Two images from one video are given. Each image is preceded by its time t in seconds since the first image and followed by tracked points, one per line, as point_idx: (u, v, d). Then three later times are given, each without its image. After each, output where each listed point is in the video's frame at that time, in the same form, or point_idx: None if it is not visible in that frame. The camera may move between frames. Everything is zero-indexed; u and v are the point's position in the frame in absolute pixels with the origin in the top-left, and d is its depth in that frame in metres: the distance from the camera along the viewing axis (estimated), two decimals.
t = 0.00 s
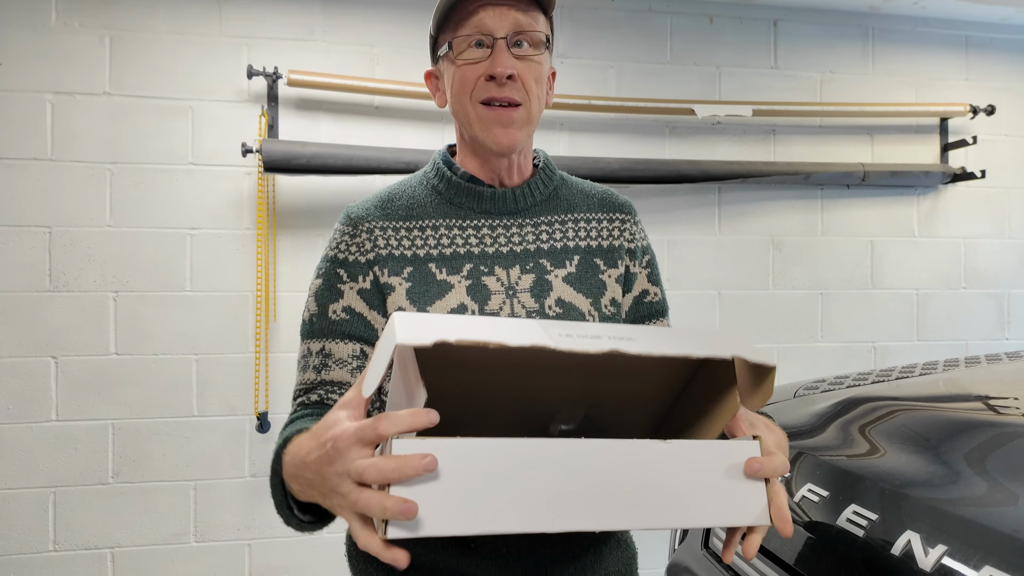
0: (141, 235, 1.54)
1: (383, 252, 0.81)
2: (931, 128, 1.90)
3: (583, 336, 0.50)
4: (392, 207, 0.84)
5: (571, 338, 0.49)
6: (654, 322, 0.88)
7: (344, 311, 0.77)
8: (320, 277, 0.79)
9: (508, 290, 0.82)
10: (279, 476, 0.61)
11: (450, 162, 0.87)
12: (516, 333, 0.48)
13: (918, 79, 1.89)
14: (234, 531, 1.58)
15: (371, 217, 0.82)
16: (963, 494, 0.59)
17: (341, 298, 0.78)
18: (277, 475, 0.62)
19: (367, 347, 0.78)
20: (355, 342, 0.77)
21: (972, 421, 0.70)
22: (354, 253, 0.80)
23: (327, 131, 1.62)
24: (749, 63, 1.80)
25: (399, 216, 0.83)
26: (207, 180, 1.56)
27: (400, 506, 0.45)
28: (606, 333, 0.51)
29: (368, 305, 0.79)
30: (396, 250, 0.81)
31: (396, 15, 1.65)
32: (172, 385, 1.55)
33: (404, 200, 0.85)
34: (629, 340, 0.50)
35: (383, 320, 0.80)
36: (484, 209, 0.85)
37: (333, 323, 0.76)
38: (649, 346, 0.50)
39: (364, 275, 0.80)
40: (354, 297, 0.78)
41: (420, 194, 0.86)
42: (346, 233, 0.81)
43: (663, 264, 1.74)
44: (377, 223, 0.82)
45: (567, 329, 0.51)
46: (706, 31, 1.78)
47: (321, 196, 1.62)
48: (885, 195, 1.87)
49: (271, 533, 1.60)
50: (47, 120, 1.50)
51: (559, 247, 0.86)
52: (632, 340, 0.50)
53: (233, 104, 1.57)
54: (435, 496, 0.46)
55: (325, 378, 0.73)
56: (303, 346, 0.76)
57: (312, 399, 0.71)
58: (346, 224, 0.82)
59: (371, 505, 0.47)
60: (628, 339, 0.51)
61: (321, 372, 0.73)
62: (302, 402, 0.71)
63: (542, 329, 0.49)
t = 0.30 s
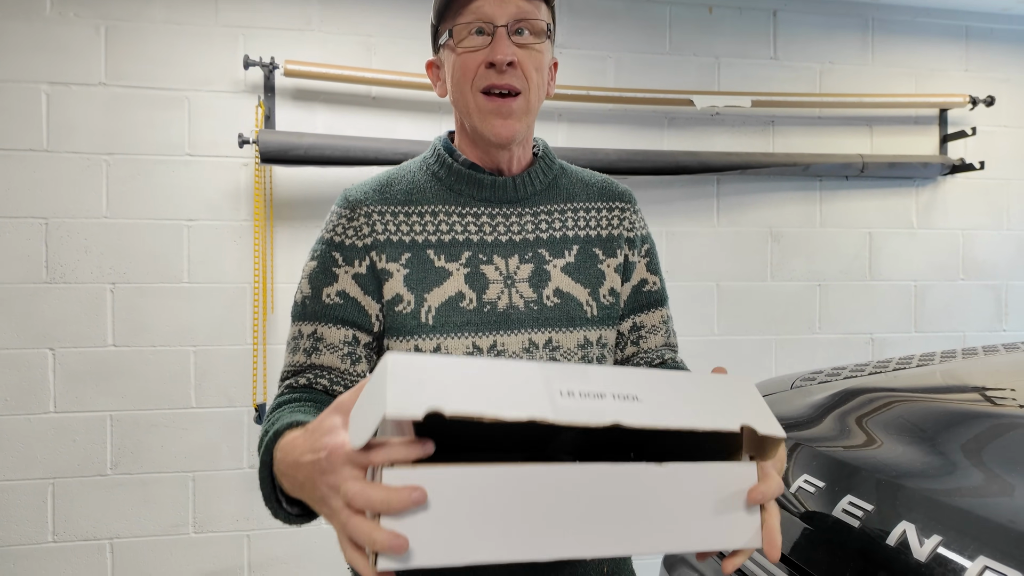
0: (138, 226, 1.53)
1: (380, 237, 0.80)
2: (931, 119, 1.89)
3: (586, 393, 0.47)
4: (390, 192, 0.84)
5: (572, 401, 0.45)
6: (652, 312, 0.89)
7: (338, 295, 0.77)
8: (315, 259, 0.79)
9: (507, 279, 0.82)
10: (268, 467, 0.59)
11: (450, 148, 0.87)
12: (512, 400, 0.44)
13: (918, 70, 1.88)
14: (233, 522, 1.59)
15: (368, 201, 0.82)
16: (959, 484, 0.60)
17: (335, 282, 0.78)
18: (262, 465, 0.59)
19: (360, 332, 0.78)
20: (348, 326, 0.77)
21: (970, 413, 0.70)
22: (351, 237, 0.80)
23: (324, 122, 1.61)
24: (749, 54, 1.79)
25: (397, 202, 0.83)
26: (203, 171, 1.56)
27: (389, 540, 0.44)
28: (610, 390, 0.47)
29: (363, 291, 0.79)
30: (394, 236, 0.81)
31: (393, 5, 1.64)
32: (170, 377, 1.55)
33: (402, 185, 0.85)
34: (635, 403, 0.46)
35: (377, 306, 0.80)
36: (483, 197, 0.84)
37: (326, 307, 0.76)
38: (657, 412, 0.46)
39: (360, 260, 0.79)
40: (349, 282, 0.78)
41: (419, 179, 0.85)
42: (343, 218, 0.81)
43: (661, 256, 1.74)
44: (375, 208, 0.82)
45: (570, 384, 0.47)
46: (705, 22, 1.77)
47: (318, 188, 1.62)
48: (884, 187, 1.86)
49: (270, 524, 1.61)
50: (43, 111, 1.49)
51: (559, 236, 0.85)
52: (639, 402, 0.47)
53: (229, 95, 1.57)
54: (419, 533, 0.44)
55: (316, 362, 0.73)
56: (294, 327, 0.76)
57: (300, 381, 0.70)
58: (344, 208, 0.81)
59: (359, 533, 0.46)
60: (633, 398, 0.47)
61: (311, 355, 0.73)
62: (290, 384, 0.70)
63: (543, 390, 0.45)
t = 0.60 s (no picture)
0: (137, 220, 1.52)
1: (385, 232, 0.80)
2: (932, 112, 1.88)
3: (592, 464, 0.50)
4: (395, 185, 0.83)
5: (574, 474, 0.49)
6: (653, 310, 0.89)
7: (345, 290, 0.77)
8: (322, 254, 0.79)
9: (511, 275, 0.82)
10: (288, 488, 0.58)
11: (455, 142, 0.86)
12: (515, 480, 0.48)
13: (919, 63, 1.87)
14: (234, 516, 1.59)
15: (373, 195, 0.81)
16: (960, 479, 0.60)
17: (342, 277, 0.77)
18: (281, 486, 0.59)
19: (368, 327, 0.79)
20: (356, 322, 0.77)
21: (971, 407, 0.70)
22: (356, 231, 0.79)
23: (323, 115, 1.60)
24: (750, 46, 1.78)
25: (402, 196, 0.82)
26: (202, 164, 1.55)
27: (393, 555, 0.48)
28: (615, 460, 0.51)
29: (369, 285, 0.79)
30: (399, 230, 0.80)
31: None
32: (169, 371, 1.55)
33: (407, 179, 0.84)
34: (638, 475, 0.50)
35: (383, 300, 0.79)
36: (488, 191, 0.83)
37: (334, 302, 0.77)
38: (658, 482, 0.50)
39: (366, 254, 0.79)
40: (355, 276, 0.78)
41: (424, 173, 0.84)
42: (347, 212, 0.80)
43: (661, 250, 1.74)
44: (380, 202, 0.81)
45: (575, 453, 0.50)
46: (706, 14, 1.76)
47: (317, 181, 1.61)
48: (885, 180, 1.86)
49: (270, 518, 1.61)
50: (40, 103, 1.48)
51: (563, 233, 0.85)
52: (643, 474, 0.50)
53: (228, 88, 1.56)
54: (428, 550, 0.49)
55: (326, 358, 0.75)
56: (301, 322, 0.77)
57: (312, 379, 0.73)
58: (349, 202, 0.81)
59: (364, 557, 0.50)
60: (638, 467, 0.50)
61: (321, 351, 0.75)
62: (303, 382, 0.73)
63: (549, 465, 0.49)
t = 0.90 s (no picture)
0: (135, 212, 1.52)
1: (386, 220, 0.80)
2: (932, 105, 1.88)
3: (582, 457, 0.51)
4: (396, 174, 0.83)
5: (565, 468, 0.50)
6: (652, 304, 0.89)
7: (345, 277, 0.77)
8: (321, 241, 0.78)
9: (510, 266, 0.82)
10: (279, 479, 0.56)
11: (456, 133, 0.85)
12: (506, 475, 0.48)
13: (919, 55, 1.87)
14: (233, 508, 1.59)
15: (374, 184, 0.81)
16: (958, 471, 0.60)
17: (342, 264, 0.77)
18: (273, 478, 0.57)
19: (367, 315, 0.78)
20: (355, 309, 0.77)
21: (969, 399, 0.70)
22: (356, 219, 0.79)
23: (320, 108, 1.60)
24: (750, 39, 1.78)
25: (403, 185, 0.82)
26: (200, 157, 1.54)
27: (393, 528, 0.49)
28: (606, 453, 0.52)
29: (369, 273, 0.79)
30: (399, 219, 0.80)
31: None
32: (168, 364, 1.55)
33: (408, 168, 0.83)
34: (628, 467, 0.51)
35: (383, 289, 0.79)
36: (488, 182, 0.83)
37: (334, 289, 0.76)
38: (649, 478, 0.51)
39: (366, 242, 0.79)
40: (355, 264, 0.78)
41: (424, 163, 0.84)
42: (348, 199, 0.80)
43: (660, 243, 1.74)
44: (381, 190, 0.81)
45: (566, 446, 0.51)
46: (706, 6, 1.75)
47: (315, 174, 1.61)
48: (884, 173, 1.85)
49: (269, 511, 1.61)
50: (36, 95, 1.47)
51: (563, 224, 0.85)
52: (634, 467, 0.51)
53: (225, 80, 1.55)
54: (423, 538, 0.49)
55: (325, 345, 0.74)
56: (300, 309, 0.76)
57: (310, 367, 0.72)
58: (349, 190, 0.80)
59: (360, 540, 0.49)
60: (630, 462, 0.52)
61: (320, 338, 0.74)
62: (301, 370, 0.73)
63: (537, 457, 0.50)
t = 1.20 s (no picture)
0: (135, 210, 1.52)
1: (393, 221, 0.80)
2: (931, 102, 1.88)
3: (582, 443, 0.52)
4: (403, 176, 0.83)
5: (565, 452, 0.50)
6: (654, 305, 0.89)
7: (353, 276, 0.77)
8: (329, 241, 0.79)
9: (515, 267, 0.82)
10: (290, 472, 0.57)
11: (462, 134, 0.85)
12: (507, 457, 0.49)
13: (919, 52, 1.87)
14: (234, 505, 1.60)
15: (382, 184, 0.81)
16: (956, 471, 0.60)
17: (350, 264, 0.78)
18: (285, 471, 0.57)
19: (374, 314, 0.78)
20: (362, 308, 0.77)
21: (967, 398, 0.70)
22: (364, 220, 0.79)
23: (320, 105, 1.60)
24: (749, 35, 1.78)
25: (410, 185, 0.82)
26: (199, 154, 1.54)
27: (404, 526, 0.49)
28: (605, 438, 0.53)
29: (377, 273, 0.79)
30: (406, 220, 0.80)
31: None
32: (169, 361, 1.55)
33: (415, 169, 0.84)
34: (628, 449, 0.52)
35: (390, 289, 0.80)
36: (494, 184, 0.84)
37: (341, 288, 0.77)
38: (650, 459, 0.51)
39: (373, 243, 0.79)
40: (363, 264, 0.78)
41: (431, 165, 0.84)
42: (356, 199, 0.80)
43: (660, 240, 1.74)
44: (388, 191, 0.81)
45: (565, 434, 0.52)
46: (706, 2, 1.75)
47: (315, 171, 1.61)
48: (884, 170, 1.86)
49: (271, 508, 1.62)
50: (36, 93, 1.47)
51: (567, 226, 0.85)
52: (633, 450, 0.52)
53: (225, 77, 1.55)
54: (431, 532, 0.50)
55: (332, 343, 0.75)
56: (307, 308, 0.77)
57: (317, 365, 0.73)
58: (356, 190, 0.81)
59: (373, 541, 0.49)
60: (630, 446, 0.52)
61: (328, 336, 0.75)
62: (308, 367, 0.73)
63: (538, 442, 0.51)
